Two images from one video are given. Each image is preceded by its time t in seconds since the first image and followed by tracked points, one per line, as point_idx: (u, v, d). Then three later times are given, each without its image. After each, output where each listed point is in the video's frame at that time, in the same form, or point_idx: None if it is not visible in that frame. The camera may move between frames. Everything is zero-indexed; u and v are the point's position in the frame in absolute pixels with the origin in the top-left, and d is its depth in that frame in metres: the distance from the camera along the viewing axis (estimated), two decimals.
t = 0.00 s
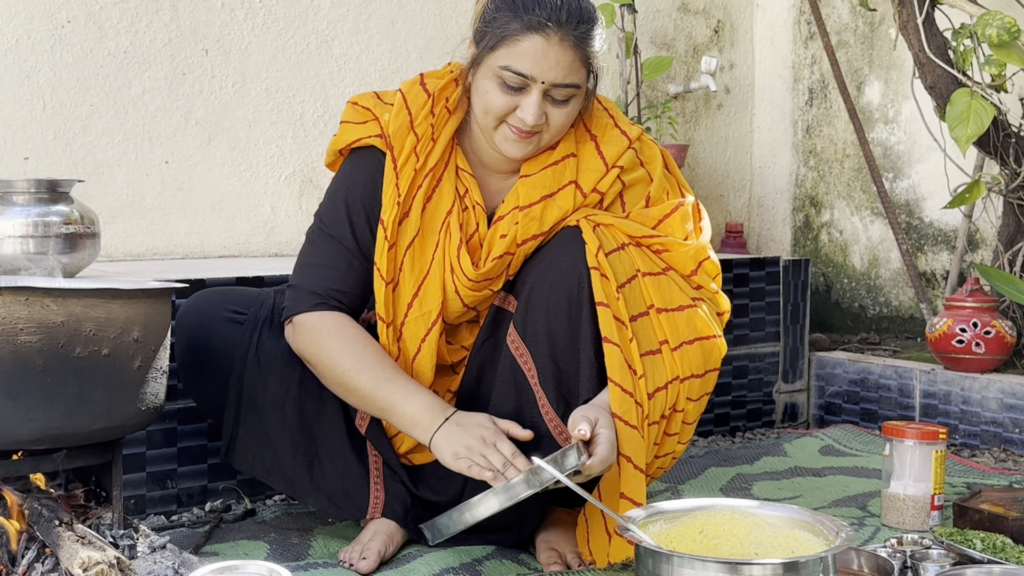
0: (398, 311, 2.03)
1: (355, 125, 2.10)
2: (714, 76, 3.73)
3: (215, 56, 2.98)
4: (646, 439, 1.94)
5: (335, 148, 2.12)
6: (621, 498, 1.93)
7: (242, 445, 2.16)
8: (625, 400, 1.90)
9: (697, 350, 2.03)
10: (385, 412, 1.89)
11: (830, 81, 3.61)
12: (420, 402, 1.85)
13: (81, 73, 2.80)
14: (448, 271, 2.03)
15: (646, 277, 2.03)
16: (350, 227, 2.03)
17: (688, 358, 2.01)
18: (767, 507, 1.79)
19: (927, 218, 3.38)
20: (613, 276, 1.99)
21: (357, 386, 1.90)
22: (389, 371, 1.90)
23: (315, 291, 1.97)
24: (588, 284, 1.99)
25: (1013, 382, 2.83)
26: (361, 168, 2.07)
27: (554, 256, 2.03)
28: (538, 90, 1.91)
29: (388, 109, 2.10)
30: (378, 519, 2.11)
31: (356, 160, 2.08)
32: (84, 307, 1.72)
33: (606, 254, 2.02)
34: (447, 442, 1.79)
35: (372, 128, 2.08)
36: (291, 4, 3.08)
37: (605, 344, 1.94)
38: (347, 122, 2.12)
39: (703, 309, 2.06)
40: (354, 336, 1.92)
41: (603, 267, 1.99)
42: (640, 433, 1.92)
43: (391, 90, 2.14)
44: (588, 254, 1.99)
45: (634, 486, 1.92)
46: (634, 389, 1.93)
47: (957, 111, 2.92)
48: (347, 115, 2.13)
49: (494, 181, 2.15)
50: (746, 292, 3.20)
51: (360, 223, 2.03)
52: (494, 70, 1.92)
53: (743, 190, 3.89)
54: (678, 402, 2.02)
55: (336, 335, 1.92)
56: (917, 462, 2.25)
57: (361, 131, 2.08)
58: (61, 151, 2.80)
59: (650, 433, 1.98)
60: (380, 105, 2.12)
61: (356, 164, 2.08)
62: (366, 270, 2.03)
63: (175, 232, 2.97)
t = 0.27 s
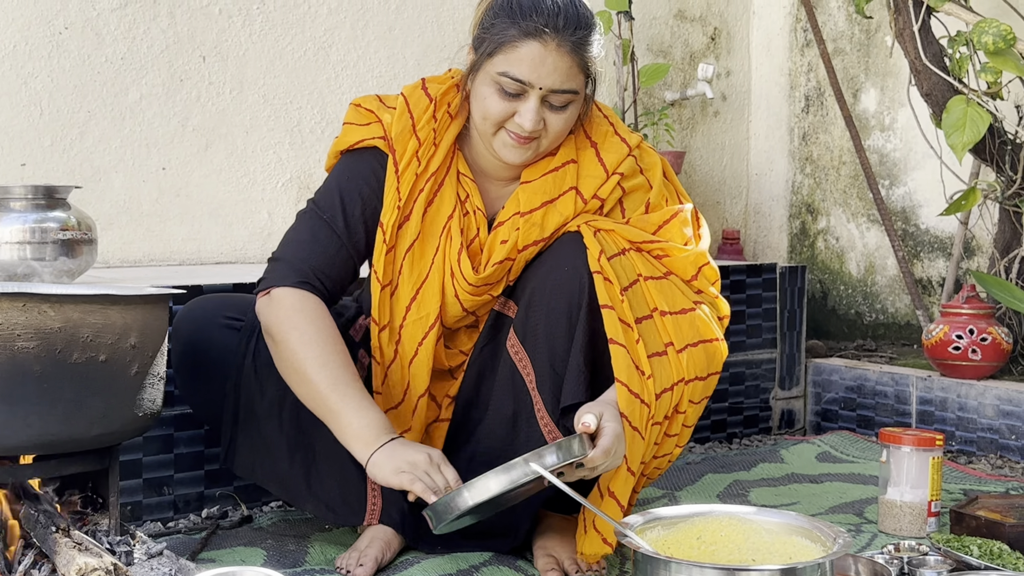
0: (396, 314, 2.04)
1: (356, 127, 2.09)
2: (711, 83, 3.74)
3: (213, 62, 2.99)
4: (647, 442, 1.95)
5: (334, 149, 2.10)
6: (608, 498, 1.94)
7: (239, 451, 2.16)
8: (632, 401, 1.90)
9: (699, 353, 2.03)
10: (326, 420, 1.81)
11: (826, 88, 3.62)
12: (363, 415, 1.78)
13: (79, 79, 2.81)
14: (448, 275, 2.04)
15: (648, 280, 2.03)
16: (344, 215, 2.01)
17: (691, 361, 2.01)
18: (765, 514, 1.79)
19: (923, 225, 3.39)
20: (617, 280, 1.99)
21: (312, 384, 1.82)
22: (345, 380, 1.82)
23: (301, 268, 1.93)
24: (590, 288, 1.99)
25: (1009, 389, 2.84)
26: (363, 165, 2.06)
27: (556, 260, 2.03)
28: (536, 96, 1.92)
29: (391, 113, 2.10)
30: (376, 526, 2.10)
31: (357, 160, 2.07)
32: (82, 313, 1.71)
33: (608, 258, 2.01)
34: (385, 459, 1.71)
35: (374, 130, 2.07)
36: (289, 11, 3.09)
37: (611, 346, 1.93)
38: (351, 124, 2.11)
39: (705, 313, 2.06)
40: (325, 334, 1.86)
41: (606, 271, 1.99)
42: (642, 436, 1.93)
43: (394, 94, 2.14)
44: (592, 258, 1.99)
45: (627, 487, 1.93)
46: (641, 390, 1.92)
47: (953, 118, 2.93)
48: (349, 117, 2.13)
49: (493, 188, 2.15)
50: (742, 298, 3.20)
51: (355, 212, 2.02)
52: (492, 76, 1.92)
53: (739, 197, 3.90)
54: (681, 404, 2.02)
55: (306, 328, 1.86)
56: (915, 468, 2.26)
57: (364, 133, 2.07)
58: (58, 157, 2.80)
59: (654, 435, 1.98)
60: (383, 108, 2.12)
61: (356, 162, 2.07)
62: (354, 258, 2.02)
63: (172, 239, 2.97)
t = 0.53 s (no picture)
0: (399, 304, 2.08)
1: (366, 111, 2.08)
2: (706, 88, 3.74)
3: (208, 66, 2.99)
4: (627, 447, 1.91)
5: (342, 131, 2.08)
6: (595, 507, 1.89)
7: (232, 456, 2.16)
8: (606, 407, 1.88)
9: (683, 357, 2.02)
10: (349, 354, 1.64)
11: (821, 93, 3.63)
12: (389, 357, 1.61)
13: (74, 83, 2.80)
14: (444, 269, 2.06)
15: (632, 284, 2.02)
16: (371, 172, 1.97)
17: (672, 365, 2.00)
18: (760, 517, 1.78)
19: (918, 230, 3.40)
20: (597, 282, 1.98)
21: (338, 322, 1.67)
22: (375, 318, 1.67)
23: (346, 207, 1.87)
24: (572, 291, 1.98)
25: (1004, 394, 2.85)
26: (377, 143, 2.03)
27: (540, 263, 2.03)
28: (523, 99, 1.92)
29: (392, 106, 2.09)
30: (370, 529, 2.10)
31: (364, 142, 2.04)
32: (76, 316, 1.71)
33: (590, 261, 2.01)
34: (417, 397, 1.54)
35: (381, 118, 2.06)
36: (285, 15, 3.09)
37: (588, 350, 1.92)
38: (358, 108, 2.09)
39: (689, 317, 2.05)
40: (360, 272, 1.73)
41: (589, 276, 1.97)
42: (620, 441, 1.89)
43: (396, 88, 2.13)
44: (574, 261, 1.98)
45: (609, 494, 1.89)
46: (617, 396, 1.90)
47: (948, 123, 2.94)
48: (357, 102, 2.11)
49: (487, 189, 2.16)
50: (737, 302, 3.21)
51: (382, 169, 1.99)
52: (480, 79, 1.93)
53: (735, 202, 3.91)
54: (664, 408, 2.01)
55: (346, 266, 1.73)
56: (909, 472, 2.26)
57: (374, 117, 2.06)
58: (53, 161, 2.80)
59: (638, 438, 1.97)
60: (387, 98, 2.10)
61: (368, 136, 2.04)
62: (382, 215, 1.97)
63: (168, 242, 2.97)
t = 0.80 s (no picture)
0: (398, 316, 2.05)
1: (357, 125, 2.09)
2: (702, 90, 3.75)
3: (206, 67, 2.99)
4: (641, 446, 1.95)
5: (332, 147, 2.10)
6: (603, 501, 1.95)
7: (232, 454, 2.17)
8: (624, 406, 1.90)
9: (690, 358, 2.04)
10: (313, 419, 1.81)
11: (817, 96, 3.65)
12: (350, 426, 1.79)
13: (72, 84, 2.81)
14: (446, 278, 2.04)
15: (638, 285, 2.03)
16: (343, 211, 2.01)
17: (681, 365, 2.02)
18: (756, 517, 1.79)
19: (913, 232, 3.42)
20: (606, 284, 2.00)
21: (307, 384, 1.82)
22: (331, 380, 1.81)
23: (309, 261, 1.92)
24: (579, 292, 2.00)
25: (998, 395, 2.86)
26: (365, 165, 2.06)
27: (545, 264, 2.04)
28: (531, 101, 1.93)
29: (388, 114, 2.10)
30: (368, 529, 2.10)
31: (356, 160, 2.06)
32: (74, 316, 1.71)
33: (597, 263, 2.02)
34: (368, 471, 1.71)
35: (373, 130, 2.07)
36: (282, 17, 3.09)
37: (601, 351, 1.94)
38: (348, 123, 2.11)
39: (695, 318, 2.06)
40: (316, 331, 1.84)
41: (595, 277, 1.99)
42: (635, 440, 1.92)
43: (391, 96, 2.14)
44: (581, 263, 2.00)
45: (624, 491, 1.94)
46: (632, 395, 1.92)
47: (943, 125, 2.95)
48: (346, 116, 2.13)
49: (487, 192, 2.16)
50: (733, 304, 3.22)
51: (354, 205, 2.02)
52: (487, 80, 1.93)
53: (730, 204, 3.92)
54: (673, 408, 2.03)
55: (300, 326, 1.84)
56: (905, 472, 2.27)
57: (364, 133, 2.07)
58: (51, 162, 2.80)
59: (648, 438, 1.99)
60: (382, 108, 2.12)
61: (349, 160, 2.07)
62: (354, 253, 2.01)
63: (165, 243, 2.97)
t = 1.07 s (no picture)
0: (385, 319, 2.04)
1: (339, 136, 2.12)
2: (699, 91, 3.76)
3: (204, 67, 2.99)
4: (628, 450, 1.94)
5: (319, 159, 2.13)
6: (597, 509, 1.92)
7: (228, 453, 2.16)
8: (605, 412, 1.90)
9: (677, 358, 2.03)
10: (391, 420, 1.89)
11: (813, 96, 3.66)
12: (430, 406, 1.85)
13: (70, 83, 2.81)
14: (432, 280, 2.05)
15: (627, 286, 2.02)
16: (340, 242, 2.05)
17: (668, 366, 2.01)
18: (753, 516, 1.79)
19: (909, 232, 3.43)
20: (593, 285, 1.99)
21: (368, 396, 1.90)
22: (392, 379, 1.91)
23: (312, 303, 2.00)
24: (567, 293, 1.99)
25: (994, 394, 2.87)
26: (348, 181, 2.09)
27: (535, 266, 2.03)
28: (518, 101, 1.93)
29: (372, 121, 2.11)
30: (366, 528, 2.10)
31: (341, 174, 2.10)
32: (73, 315, 1.71)
33: (585, 264, 2.02)
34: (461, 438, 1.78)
35: (355, 139, 2.10)
36: (281, 17, 3.10)
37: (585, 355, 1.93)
38: (332, 133, 2.14)
39: (684, 318, 2.05)
40: (356, 348, 1.94)
41: (582, 278, 1.98)
42: (620, 444, 1.91)
43: (375, 101, 2.16)
44: (569, 264, 1.99)
45: (615, 498, 1.91)
46: (614, 400, 1.92)
47: (939, 126, 2.97)
48: (331, 126, 2.15)
49: (476, 192, 2.17)
50: (730, 303, 3.23)
51: (350, 236, 2.05)
52: (474, 81, 1.94)
53: (727, 204, 3.93)
54: (658, 411, 2.03)
55: (339, 348, 1.94)
56: (901, 471, 2.28)
57: (344, 143, 2.10)
58: (49, 161, 2.80)
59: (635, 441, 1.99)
60: (364, 117, 2.14)
61: (343, 179, 2.09)
62: (359, 279, 2.05)
63: (163, 243, 2.98)
